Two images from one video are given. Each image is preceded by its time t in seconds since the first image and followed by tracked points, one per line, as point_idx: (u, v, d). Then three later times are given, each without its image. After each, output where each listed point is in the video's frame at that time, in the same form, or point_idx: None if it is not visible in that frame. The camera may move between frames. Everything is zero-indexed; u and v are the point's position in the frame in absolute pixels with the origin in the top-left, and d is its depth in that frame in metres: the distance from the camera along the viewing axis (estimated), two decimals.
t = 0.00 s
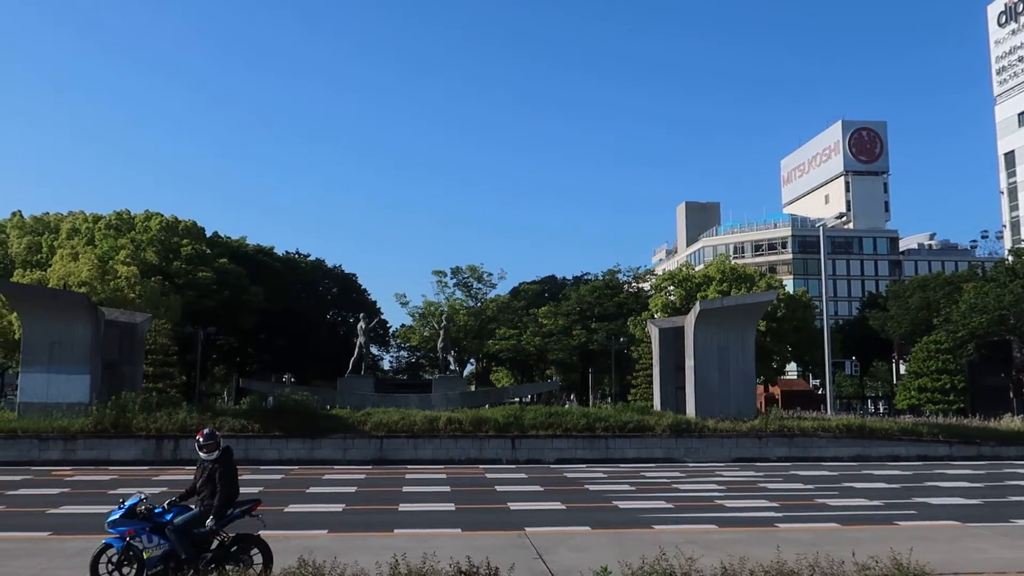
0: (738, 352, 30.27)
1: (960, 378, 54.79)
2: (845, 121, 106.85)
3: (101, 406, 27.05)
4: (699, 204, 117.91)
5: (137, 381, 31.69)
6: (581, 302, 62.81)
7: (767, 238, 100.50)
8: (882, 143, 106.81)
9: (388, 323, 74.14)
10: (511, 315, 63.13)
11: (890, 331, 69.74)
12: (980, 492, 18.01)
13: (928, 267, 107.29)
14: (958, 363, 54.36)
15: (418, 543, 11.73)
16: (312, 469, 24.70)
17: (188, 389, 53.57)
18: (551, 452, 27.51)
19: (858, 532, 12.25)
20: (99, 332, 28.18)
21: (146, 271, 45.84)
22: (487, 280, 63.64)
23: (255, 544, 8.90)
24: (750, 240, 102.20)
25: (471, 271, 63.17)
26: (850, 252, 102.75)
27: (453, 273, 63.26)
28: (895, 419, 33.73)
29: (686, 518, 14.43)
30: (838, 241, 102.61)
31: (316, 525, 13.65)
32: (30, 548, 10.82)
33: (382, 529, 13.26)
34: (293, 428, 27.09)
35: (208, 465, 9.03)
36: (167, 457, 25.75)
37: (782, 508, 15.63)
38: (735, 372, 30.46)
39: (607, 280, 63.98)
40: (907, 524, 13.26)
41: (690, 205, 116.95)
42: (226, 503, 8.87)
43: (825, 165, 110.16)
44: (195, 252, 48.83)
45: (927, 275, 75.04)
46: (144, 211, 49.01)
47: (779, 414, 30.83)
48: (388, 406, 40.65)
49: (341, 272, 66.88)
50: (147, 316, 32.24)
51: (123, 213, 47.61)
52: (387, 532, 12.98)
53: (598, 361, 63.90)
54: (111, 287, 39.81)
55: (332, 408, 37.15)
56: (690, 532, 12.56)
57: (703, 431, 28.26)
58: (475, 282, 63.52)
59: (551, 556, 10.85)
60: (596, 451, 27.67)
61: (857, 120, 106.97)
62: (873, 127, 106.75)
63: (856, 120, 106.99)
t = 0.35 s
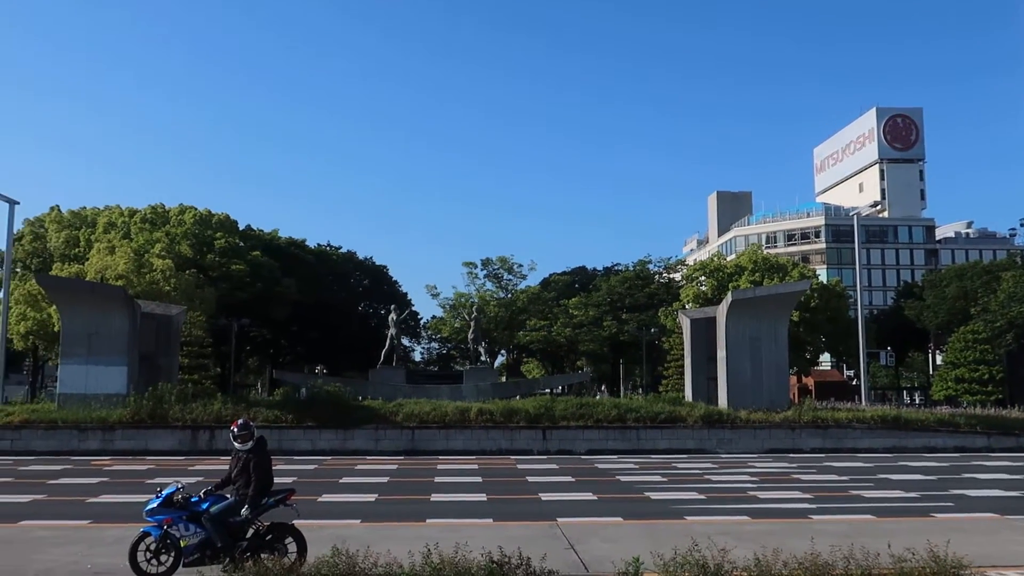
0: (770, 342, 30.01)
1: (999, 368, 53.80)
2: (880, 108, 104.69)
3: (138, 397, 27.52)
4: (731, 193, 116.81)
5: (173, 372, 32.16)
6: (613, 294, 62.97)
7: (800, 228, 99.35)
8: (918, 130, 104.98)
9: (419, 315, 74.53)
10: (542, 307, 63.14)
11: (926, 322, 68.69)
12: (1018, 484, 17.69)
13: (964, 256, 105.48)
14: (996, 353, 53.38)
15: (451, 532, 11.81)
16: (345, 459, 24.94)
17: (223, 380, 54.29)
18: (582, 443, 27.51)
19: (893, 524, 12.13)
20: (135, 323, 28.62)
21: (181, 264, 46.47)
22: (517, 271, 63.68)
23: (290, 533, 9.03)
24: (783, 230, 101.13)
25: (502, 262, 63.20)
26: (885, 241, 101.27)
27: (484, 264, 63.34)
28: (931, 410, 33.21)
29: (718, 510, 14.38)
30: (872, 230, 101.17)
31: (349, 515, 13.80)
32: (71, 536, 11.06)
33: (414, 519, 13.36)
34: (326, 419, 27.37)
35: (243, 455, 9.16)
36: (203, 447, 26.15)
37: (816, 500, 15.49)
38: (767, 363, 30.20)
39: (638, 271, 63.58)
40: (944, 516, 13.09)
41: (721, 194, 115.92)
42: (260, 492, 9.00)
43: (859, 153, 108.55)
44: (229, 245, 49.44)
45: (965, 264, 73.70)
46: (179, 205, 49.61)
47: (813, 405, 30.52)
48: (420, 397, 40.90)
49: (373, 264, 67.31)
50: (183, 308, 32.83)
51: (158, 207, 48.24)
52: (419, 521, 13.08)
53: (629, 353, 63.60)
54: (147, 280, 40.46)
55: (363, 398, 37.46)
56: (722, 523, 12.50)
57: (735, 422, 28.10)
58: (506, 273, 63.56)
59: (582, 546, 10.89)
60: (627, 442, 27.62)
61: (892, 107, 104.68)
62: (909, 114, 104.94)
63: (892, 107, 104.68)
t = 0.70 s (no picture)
0: (808, 336, 29.67)
1: None
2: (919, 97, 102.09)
3: (178, 393, 28.01)
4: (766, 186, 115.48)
5: (212, 368, 32.66)
6: (648, 289, 62.59)
7: (838, 220, 97.97)
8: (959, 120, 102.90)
9: (453, 311, 74.83)
10: (576, 302, 63.17)
11: (967, 315, 67.43)
12: None
13: (1008, 247, 103.24)
14: None
15: (487, 527, 11.85)
16: (382, 454, 25.12)
17: (261, 375, 55.00)
18: (617, 438, 27.41)
19: (936, 520, 11.91)
20: (175, 320, 29.09)
21: (219, 262, 47.12)
22: (551, 266, 63.63)
23: (327, 527, 9.12)
24: (820, 222, 99.83)
25: (536, 258, 63.17)
26: (925, 233, 99.51)
27: (518, 259, 63.34)
28: (973, 404, 32.60)
29: (756, 505, 14.24)
30: (912, 222, 99.45)
31: (386, 510, 13.90)
32: (115, 530, 11.28)
33: (450, 515, 13.40)
34: (362, 415, 27.59)
35: (281, 450, 9.25)
36: (241, 442, 26.51)
37: (856, 495, 15.27)
38: (805, 358, 29.85)
39: (672, 265, 63.14)
40: (988, 512, 12.81)
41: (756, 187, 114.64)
42: (298, 487, 9.10)
43: (898, 143, 106.63)
44: (265, 242, 50.03)
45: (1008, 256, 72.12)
46: (216, 203, 50.29)
47: (851, 399, 30.13)
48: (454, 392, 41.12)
49: (407, 260, 67.73)
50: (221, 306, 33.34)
51: (196, 205, 48.94)
52: (454, 517, 13.13)
53: (665, 348, 63.10)
54: (186, 278, 41.11)
55: (399, 394, 37.74)
56: (761, 519, 12.37)
57: (772, 417, 27.84)
58: (540, 268, 63.53)
59: (618, 541, 10.84)
60: (662, 437, 27.46)
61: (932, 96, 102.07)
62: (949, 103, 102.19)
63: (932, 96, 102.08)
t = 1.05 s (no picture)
0: (845, 329, 29.29)
1: None
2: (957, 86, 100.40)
3: (215, 388, 28.44)
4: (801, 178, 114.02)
5: (247, 364, 33.09)
6: (681, 283, 62.22)
7: (874, 212, 96.49)
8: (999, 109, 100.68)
9: (486, 306, 75.03)
10: (608, 296, 62.95)
11: (1009, 308, 66.08)
12: None
13: None
14: None
15: (520, 521, 11.90)
16: (416, 449, 25.29)
17: (296, 371, 55.60)
18: (650, 432, 27.31)
19: (974, 516, 11.73)
20: (211, 316, 29.52)
21: (254, 259, 47.72)
22: (583, 260, 63.48)
23: (361, 522, 9.20)
24: (856, 215, 98.42)
25: (568, 252, 63.07)
26: (964, 225, 97.66)
27: (549, 254, 63.30)
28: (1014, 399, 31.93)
29: (791, 500, 14.12)
30: (950, 213, 97.67)
31: (420, 503, 14.00)
32: (154, 522, 11.51)
33: (484, 509, 13.47)
34: (395, 409, 27.78)
35: (316, 444, 9.34)
36: (277, 436, 26.83)
37: (892, 491, 15.07)
38: (841, 351, 29.44)
39: (706, 258, 62.70)
40: None
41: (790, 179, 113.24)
42: (333, 481, 9.19)
43: (936, 134, 104.68)
44: (299, 239, 50.50)
45: None
46: (251, 200, 50.91)
47: (888, 393, 29.71)
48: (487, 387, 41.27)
49: (439, 256, 68.05)
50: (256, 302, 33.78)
51: (231, 203, 49.57)
52: (488, 511, 13.19)
53: (698, 342, 62.58)
54: (222, 275, 41.66)
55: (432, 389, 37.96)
56: (796, 514, 12.26)
57: (807, 411, 27.57)
58: (571, 263, 63.41)
59: (652, 536, 10.81)
60: (695, 432, 27.31)
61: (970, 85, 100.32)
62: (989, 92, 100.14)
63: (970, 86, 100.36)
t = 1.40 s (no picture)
0: (881, 324, 28.89)
1: None
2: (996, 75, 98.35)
3: (250, 384, 28.81)
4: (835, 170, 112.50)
5: (281, 361, 33.46)
6: (714, 278, 61.82)
7: (911, 205, 94.97)
8: None
9: (517, 302, 75.13)
10: (640, 291, 62.67)
11: None
12: None
13: None
14: None
15: (553, 517, 11.93)
16: (448, 445, 25.42)
17: (330, 367, 56.07)
18: (683, 428, 27.18)
19: (1014, 513, 11.51)
20: (246, 314, 29.88)
21: (288, 256, 48.20)
22: (615, 256, 63.25)
23: (394, 516, 9.27)
24: (892, 207, 96.92)
25: (599, 247, 62.85)
26: (1004, 217, 95.77)
27: (581, 249, 63.15)
28: None
29: (826, 496, 13.97)
30: (990, 205, 95.80)
31: (453, 499, 14.08)
32: (192, 516, 11.71)
33: (516, 504, 13.51)
34: (428, 405, 27.92)
35: (350, 440, 9.43)
36: (311, 432, 27.11)
37: (930, 487, 14.85)
38: (877, 346, 29.06)
39: (739, 253, 62.22)
40: None
41: (824, 171, 111.81)
42: (367, 476, 9.28)
43: (974, 124, 102.66)
44: (332, 236, 50.86)
45: None
46: (284, 198, 51.38)
47: (926, 388, 29.26)
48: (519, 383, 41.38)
49: (470, 252, 68.22)
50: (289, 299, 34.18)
51: (265, 201, 50.09)
52: (521, 506, 13.23)
53: (732, 337, 62.13)
54: (256, 272, 42.12)
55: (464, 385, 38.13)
56: (831, 511, 12.14)
57: (842, 407, 27.27)
58: (603, 258, 63.22)
59: (685, 532, 10.77)
60: (729, 427, 27.13)
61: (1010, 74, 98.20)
62: None
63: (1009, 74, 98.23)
